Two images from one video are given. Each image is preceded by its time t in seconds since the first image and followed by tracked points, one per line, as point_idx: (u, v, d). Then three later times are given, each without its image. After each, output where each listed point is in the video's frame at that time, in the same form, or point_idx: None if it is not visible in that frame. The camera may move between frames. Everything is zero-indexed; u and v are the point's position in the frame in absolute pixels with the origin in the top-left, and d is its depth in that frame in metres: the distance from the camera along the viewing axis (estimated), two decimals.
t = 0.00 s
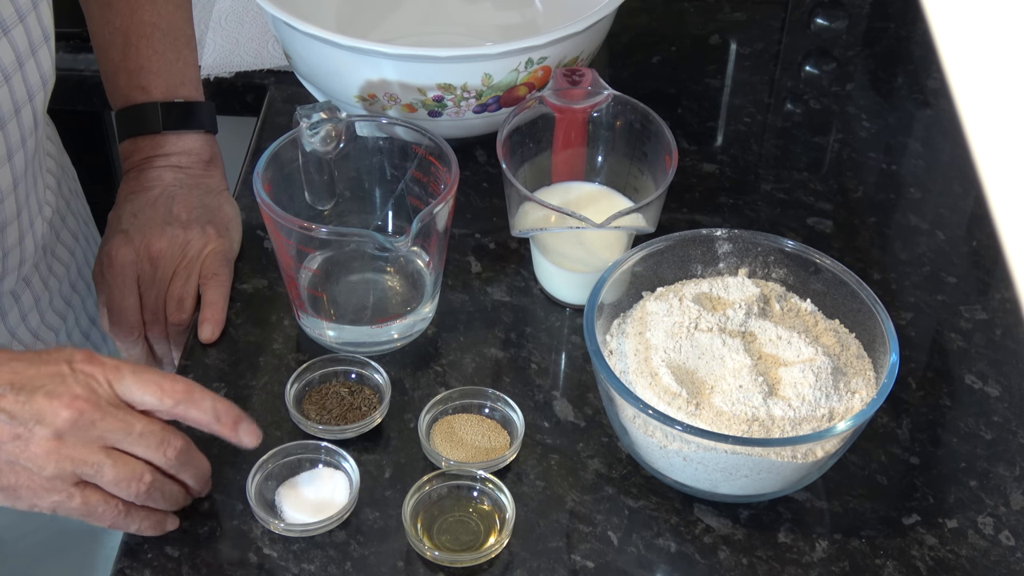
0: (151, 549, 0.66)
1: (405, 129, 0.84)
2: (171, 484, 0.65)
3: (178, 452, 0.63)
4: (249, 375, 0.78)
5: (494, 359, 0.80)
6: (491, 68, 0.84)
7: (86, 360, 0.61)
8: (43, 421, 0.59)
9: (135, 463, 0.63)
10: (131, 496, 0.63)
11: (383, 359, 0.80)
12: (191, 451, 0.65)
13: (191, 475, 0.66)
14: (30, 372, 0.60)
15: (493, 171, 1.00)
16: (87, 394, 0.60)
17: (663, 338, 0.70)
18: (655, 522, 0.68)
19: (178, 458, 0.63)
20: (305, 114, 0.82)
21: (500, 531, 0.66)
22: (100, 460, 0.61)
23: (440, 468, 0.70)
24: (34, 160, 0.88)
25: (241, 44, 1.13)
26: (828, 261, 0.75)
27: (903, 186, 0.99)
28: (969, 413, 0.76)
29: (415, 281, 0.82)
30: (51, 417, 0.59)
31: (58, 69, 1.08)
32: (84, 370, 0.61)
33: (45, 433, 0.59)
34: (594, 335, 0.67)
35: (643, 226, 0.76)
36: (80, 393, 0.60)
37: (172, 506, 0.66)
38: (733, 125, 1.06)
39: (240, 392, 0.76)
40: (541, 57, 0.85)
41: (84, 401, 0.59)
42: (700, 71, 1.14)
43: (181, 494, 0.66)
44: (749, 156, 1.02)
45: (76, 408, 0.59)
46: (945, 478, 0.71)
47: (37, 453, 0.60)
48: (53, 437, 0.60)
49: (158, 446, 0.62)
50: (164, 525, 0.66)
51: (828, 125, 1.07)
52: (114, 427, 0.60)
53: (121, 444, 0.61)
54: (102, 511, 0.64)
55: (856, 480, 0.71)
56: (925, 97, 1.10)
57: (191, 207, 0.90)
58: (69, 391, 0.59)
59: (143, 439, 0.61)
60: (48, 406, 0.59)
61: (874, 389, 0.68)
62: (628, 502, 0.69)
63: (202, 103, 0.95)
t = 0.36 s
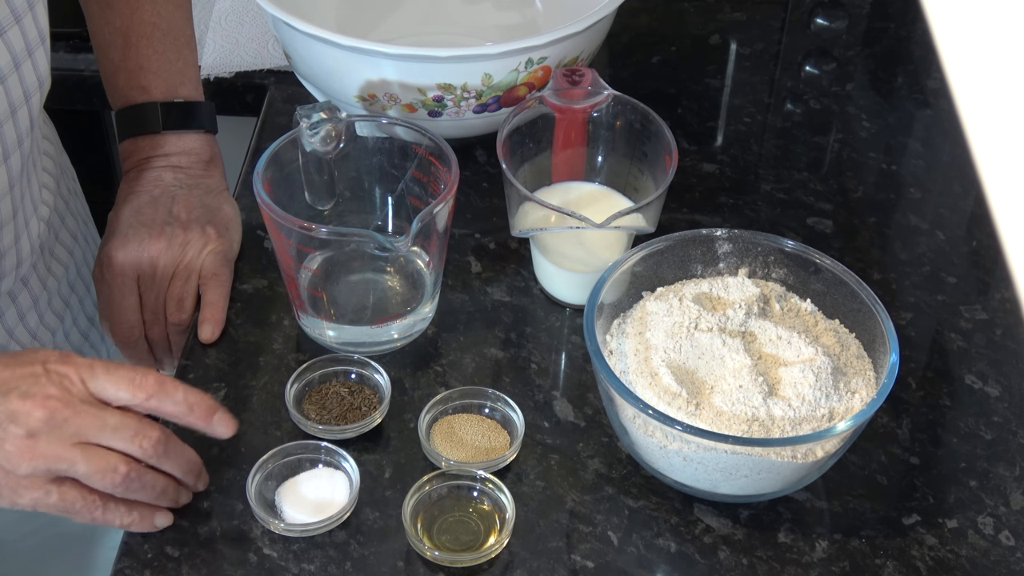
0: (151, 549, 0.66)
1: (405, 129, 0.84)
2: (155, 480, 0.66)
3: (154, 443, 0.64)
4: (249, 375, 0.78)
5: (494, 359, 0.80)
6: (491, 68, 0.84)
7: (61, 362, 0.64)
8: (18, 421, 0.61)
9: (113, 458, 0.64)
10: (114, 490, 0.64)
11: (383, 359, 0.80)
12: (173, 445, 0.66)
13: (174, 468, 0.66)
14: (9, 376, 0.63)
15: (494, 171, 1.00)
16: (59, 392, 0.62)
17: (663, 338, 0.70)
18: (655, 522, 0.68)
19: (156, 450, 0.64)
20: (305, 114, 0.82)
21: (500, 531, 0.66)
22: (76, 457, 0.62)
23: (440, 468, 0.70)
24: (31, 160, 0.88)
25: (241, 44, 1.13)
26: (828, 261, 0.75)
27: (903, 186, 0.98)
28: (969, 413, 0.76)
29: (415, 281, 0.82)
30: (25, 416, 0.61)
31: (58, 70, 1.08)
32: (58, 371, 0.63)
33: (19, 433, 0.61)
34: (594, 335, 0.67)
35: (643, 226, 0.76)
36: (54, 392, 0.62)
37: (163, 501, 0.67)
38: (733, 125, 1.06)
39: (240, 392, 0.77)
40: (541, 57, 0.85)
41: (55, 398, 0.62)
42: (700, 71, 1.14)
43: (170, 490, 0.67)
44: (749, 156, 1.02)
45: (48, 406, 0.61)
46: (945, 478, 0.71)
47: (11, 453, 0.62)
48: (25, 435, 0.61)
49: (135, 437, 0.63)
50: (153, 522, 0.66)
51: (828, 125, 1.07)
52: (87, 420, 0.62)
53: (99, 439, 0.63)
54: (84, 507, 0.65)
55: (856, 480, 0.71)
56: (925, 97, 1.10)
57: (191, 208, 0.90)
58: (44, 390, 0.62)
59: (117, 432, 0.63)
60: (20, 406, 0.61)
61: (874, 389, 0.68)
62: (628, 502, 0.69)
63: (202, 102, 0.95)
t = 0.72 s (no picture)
0: (151, 549, 0.66)
1: (405, 129, 0.84)
2: (134, 479, 0.66)
3: (125, 441, 0.65)
4: (248, 375, 0.78)
5: (493, 359, 0.80)
6: (491, 68, 0.84)
7: (42, 389, 0.68)
8: None
9: (87, 465, 0.65)
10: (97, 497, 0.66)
11: (383, 359, 0.80)
12: (148, 441, 0.66)
13: (156, 465, 0.66)
14: None
15: (494, 171, 1.00)
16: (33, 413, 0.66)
17: (663, 338, 0.70)
18: (656, 522, 0.68)
19: (127, 448, 0.65)
20: (305, 114, 0.82)
21: (500, 531, 0.66)
22: (49, 470, 0.65)
23: (440, 468, 0.70)
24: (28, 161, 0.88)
25: (242, 44, 1.13)
26: (828, 261, 0.75)
27: (902, 186, 0.99)
28: (970, 413, 0.76)
29: (415, 281, 0.82)
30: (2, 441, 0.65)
31: (58, 70, 1.08)
32: (36, 396, 0.67)
33: None
34: (594, 335, 0.67)
35: (643, 226, 0.76)
36: (27, 413, 0.66)
37: (152, 500, 0.66)
38: (733, 125, 1.06)
39: (240, 392, 0.77)
40: (541, 57, 0.85)
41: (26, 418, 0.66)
42: (700, 71, 1.14)
43: (155, 489, 0.66)
44: (749, 157, 1.02)
45: (21, 427, 0.65)
46: (945, 478, 0.71)
47: None
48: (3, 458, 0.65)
49: (104, 439, 0.65)
50: (139, 520, 0.66)
51: (828, 125, 1.07)
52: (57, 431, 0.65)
53: (72, 447, 0.65)
54: (76, 520, 0.67)
55: (856, 480, 0.71)
56: (925, 97, 1.10)
57: (190, 207, 0.90)
58: (20, 413, 0.66)
59: (88, 439, 0.65)
60: None
61: (874, 389, 0.68)
62: (628, 502, 0.69)
63: (202, 102, 0.95)
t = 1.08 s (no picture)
0: (151, 549, 0.66)
1: (405, 130, 0.84)
2: (134, 479, 0.66)
3: (124, 442, 0.65)
4: (248, 375, 0.78)
5: (493, 359, 0.80)
6: (490, 68, 0.84)
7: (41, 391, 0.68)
8: None
9: (84, 467, 0.65)
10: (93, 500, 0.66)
11: (383, 359, 0.80)
12: (148, 442, 0.66)
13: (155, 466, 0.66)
14: None
15: (494, 171, 1.00)
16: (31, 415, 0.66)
17: (663, 338, 0.70)
18: (656, 522, 0.68)
19: (127, 449, 0.65)
20: (305, 114, 0.82)
21: (500, 531, 0.66)
22: (48, 473, 0.65)
23: (440, 468, 0.70)
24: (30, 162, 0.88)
25: (242, 44, 1.13)
26: (828, 261, 0.75)
27: (902, 186, 0.99)
28: (970, 413, 0.76)
29: (415, 282, 0.82)
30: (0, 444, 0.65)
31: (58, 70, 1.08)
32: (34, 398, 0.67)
33: None
34: (594, 335, 0.67)
35: (643, 226, 0.76)
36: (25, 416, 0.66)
37: (151, 501, 0.66)
38: (733, 125, 1.06)
39: (240, 392, 0.77)
40: (541, 57, 0.85)
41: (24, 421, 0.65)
42: (700, 71, 1.14)
43: (154, 490, 0.66)
44: (749, 157, 1.02)
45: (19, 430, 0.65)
46: (945, 478, 0.71)
47: None
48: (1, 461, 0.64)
49: (103, 441, 0.65)
50: (139, 520, 0.66)
51: (828, 125, 1.07)
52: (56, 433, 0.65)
53: (71, 449, 0.65)
54: (76, 521, 0.67)
55: (856, 480, 0.71)
56: (925, 97, 1.10)
57: (190, 208, 0.90)
58: (19, 415, 0.66)
59: (87, 440, 0.65)
60: None
61: (874, 389, 0.68)
62: (628, 502, 0.69)
63: (202, 102, 0.95)
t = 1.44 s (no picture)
0: (151, 549, 0.66)
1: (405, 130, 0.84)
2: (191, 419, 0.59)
3: (190, 387, 0.56)
4: (249, 375, 0.78)
5: (494, 359, 0.80)
6: (490, 68, 0.84)
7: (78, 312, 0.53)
8: (41, 384, 0.53)
9: (149, 408, 0.56)
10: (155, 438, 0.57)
11: (383, 359, 0.80)
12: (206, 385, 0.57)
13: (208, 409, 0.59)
14: (18, 335, 0.53)
15: (493, 171, 1.00)
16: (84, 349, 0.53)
17: (663, 338, 0.70)
18: (655, 522, 0.68)
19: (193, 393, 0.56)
20: (305, 114, 0.82)
21: (500, 531, 0.66)
22: (109, 412, 0.55)
23: (440, 468, 0.70)
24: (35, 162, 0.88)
25: (241, 44, 1.13)
26: (828, 261, 0.75)
27: (903, 186, 0.99)
28: (970, 413, 0.76)
29: (415, 282, 0.82)
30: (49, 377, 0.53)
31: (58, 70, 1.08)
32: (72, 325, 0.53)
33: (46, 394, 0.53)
34: (594, 335, 0.67)
35: (643, 226, 0.76)
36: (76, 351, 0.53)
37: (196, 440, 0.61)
38: (733, 125, 1.06)
39: (240, 392, 0.76)
40: (541, 57, 0.85)
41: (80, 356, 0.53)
42: (700, 71, 1.14)
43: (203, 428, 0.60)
44: (749, 156, 1.02)
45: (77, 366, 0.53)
46: (945, 478, 0.71)
47: (45, 418, 0.54)
48: (54, 398, 0.53)
49: (170, 383, 0.55)
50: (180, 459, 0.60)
51: (828, 125, 1.07)
52: (116, 371, 0.53)
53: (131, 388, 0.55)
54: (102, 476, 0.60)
55: (856, 480, 0.71)
56: (925, 97, 1.10)
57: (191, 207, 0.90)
58: (61, 346, 0.53)
59: (150, 381, 0.54)
60: (43, 369, 0.52)
61: (874, 389, 0.68)
62: (628, 502, 0.69)
63: (202, 102, 0.95)
